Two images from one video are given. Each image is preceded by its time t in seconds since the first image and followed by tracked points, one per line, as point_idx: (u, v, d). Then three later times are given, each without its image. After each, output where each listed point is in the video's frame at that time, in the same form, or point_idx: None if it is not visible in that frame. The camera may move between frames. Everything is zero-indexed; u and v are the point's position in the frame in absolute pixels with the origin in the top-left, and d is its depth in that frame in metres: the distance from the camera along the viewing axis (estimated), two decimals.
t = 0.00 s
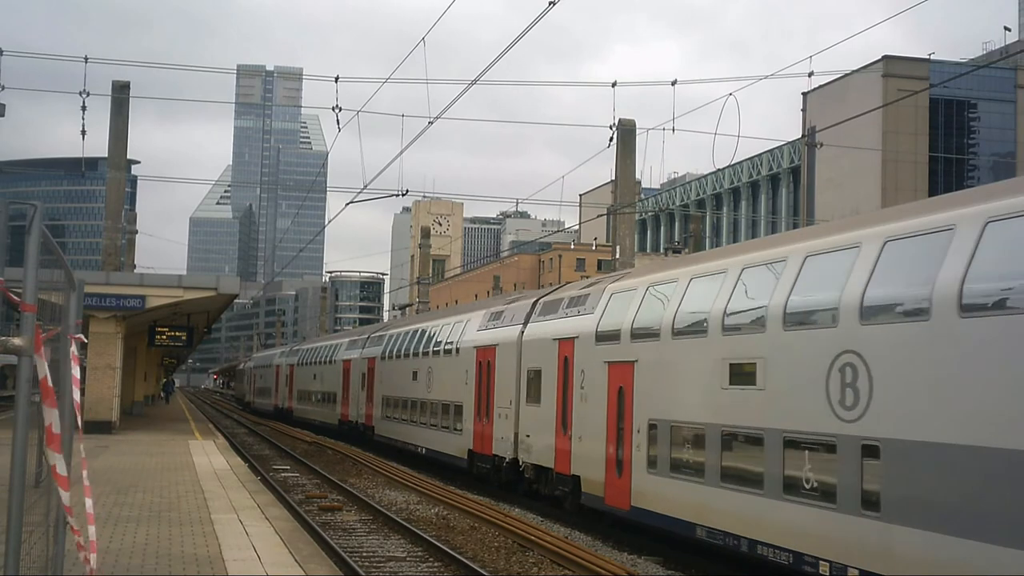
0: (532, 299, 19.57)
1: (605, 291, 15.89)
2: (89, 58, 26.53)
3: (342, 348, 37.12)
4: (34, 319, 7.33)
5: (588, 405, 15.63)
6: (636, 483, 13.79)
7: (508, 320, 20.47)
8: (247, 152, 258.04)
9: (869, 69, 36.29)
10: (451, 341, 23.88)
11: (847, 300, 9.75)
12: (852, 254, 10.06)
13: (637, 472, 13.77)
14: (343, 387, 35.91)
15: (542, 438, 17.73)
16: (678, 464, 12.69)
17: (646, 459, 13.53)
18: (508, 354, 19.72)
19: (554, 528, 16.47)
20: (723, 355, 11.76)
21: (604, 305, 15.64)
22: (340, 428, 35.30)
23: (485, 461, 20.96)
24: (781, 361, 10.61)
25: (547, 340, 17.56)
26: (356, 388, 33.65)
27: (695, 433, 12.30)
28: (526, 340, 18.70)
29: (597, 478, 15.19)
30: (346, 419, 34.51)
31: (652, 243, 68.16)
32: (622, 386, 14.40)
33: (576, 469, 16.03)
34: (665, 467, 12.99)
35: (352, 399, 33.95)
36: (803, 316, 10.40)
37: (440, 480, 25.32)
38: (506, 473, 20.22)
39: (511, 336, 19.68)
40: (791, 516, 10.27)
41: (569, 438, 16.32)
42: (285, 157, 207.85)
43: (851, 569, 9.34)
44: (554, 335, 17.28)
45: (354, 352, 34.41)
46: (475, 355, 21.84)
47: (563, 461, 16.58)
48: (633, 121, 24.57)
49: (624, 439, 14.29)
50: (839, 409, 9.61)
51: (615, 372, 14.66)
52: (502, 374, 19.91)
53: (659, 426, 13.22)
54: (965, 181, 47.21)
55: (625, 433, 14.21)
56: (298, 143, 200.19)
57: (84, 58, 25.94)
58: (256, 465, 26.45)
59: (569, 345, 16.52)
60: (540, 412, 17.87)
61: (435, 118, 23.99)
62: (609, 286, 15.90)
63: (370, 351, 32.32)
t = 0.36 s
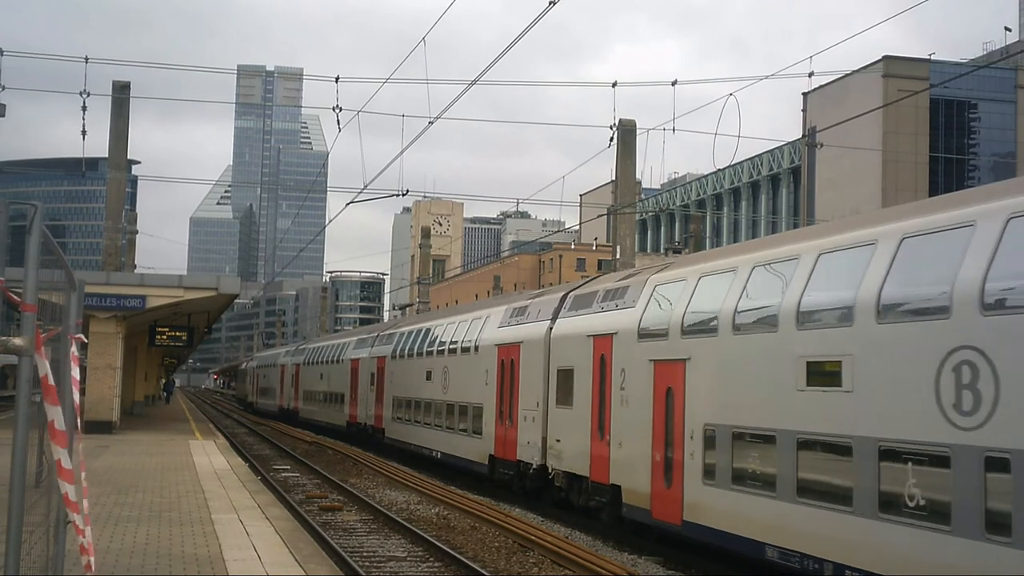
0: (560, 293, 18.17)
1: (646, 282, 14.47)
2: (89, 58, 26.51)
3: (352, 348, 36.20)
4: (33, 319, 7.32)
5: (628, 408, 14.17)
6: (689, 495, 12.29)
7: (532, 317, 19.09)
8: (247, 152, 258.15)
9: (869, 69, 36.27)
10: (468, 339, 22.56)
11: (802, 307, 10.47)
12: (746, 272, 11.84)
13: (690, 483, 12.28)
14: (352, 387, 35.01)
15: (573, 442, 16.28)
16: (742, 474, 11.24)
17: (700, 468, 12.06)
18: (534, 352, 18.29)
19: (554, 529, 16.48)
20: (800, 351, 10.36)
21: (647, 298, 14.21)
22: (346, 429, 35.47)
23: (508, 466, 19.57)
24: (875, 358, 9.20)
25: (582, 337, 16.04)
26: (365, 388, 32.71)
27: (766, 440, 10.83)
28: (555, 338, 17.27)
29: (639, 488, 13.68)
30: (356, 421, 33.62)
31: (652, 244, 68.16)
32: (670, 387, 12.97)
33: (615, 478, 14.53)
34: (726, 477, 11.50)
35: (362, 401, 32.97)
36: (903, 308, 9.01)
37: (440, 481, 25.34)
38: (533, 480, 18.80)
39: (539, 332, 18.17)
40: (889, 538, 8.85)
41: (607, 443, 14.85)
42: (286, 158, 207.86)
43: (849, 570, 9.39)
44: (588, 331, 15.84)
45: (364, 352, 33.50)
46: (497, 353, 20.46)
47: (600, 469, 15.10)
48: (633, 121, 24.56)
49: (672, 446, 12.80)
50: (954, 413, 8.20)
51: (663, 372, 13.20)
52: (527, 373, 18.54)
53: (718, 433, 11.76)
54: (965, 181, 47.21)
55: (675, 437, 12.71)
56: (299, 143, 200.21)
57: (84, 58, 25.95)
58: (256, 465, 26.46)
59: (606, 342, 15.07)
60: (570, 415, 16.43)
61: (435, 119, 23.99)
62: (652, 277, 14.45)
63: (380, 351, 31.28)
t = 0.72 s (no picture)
0: (592, 287, 16.75)
1: (699, 272, 13.03)
2: (90, 58, 26.48)
3: (360, 347, 35.47)
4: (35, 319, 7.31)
5: (680, 412, 12.74)
6: (757, 510, 10.90)
7: (563, 312, 17.69)
8: (247, 152, 258.19)
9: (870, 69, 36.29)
10: (487, 337, 21.28)
11: (879, 298, 9.32)
12: (807, 261, 10.77)
13: (758, 496, 10.90)
14: (361, 388, 34.16)
15: (613, 448, 14.85)
16: (823, 488, 9.86)
17: (771, 480, 10.68)
18: (565, 350, 16.87)
19: (555, 528, 16.48)
20: (861, 349, 9.45)
21: (701, 289, 12.78)
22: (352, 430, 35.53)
23: (535, 474, 18.16)
24: (950, 359, 8.32)
25: (624, 332, 14.57)
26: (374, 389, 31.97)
27: (854, 449, 9.43)
28: (591, 335, 15.85)
29: (695, 500, 12.25)
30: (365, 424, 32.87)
31: (652, 244, 68.20)
32: (732, 387, 11.56)
33: (663, 489, 13.11)
34: (805, 492, 10.10)
35: (369, 402, 32.32)
36: (940, 306, 8.59)
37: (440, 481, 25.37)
38: (564, 489, 17.38)
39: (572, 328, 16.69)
40: (922, 549, 8.47)
41: (653, 449, 13.43)
42: (286, 158, 207.84)
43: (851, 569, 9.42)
44: (629, 326, 14.44)
45: (373, 351, 32.73)
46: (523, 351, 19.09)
47: (646, 478, 13.68)
48: (634, 121, 24.56)
49: (736, 454, 11.39)
50: None
51: (723, 370, 11.78)
52: (557, 373, 17.18)
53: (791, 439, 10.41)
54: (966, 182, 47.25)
55: (740, 444, 11.30)
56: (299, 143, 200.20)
57: (85, 58, 25.95)
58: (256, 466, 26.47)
59: (651, 338, 13.66)
60: (609, 419, 15.05)
61: (436, 119, 24.02)
62: (704, 266, 13.06)
63: (390, 350, 30.34)
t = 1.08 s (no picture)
0: (627, 279, 15.48)
1: (758, 262, 11.84)
2: (89, 58, 26.47)
3: (369, 346, 35.35)
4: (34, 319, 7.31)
5: (737, 417, 11.46)
6: (834, 528, 9.63)
7: (592, 307, 16.50)
8: (247, 151, 258.21)
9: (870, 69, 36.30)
10: (509, 334, 20.12)
11: (992, 283, 8.11)
12: (858, 253, 10.03)
13: (835, 513, 9.62)
14: (370, 387, 34.03)
15: (655, 455, 13.56)
16: (918, 506, 8.57)
17: (852, 493, 9.41)
18: (598, 348, 15.60)
19: (555, 529, 16.47)
20: (861, 349, 9.48)
21: (760, 281, 11.61)
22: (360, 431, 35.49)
23: (564, 482, 16.87)
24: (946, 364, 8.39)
25: (665, 327, 13.37)
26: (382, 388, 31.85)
27: (960, 462, 8.13)
28: (626, 332, 14.65)
29: (756, 515, 10.95)
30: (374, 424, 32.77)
31: (652, 243, 68.20)
32: (802, 388, 10.32)
33: (716, 501, 11.83)
34: (896, 510, 8.81)
35: (378, 402, 32.14)
36: (931, 306, 8.70)
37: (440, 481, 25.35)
38: (595, 499, 16.11)
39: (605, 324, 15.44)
40: (917, 548, 8.55)
41: (704, 456, 12.16)
42: (286, 158, 207.84)
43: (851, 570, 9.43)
44: (673, 321, 13.19)
45: (381, 349, 32.67)
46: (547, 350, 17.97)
47: (694, 489, 12.39)
48: (634, 121, 24.57)
49: (807, 465, 10.13)
50: None
51: (794, 370, 10.51)
52: (587, 373, 15.92)
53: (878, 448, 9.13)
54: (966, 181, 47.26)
55: (813, 452, 10.03)
56: (299, 143, 200.19)
57: (85, 57, 25.96)
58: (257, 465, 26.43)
59: (700, 335, 12.46)
60: (648, 423, 13.80)
61: (436, 119, 24.05)
62: (761, 256, 11.89)
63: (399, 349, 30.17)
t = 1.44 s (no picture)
0: (674, 267, 14.03)
1: (842, 243, 10.38)
2: (89, 58, 26.45)
3: (377, 344, 35.20)
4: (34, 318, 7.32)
5: (820, 423, 9.95)
6: (948, 551, 8.17)
7: (630, 300, 15.14)
8: (247, 151, 258.35)
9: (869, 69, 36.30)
10: (536, 330, 18.90)
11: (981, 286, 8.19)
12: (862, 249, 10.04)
13: (949, 536, 8.17)
14: (378, 387, 33.97)
15: (711, 466, 12.03)
16: None
17: (976, 514, 7.90)
18: (639, 345, 14.18)
19: (555, 529, 16.46)
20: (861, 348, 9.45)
21: (846, 264, 10.15)
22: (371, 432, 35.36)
23: (603, 492, 15.41)
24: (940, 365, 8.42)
25: (725, 319, 11.93)
26: (392, 387, 31.77)
27: None
28: (674, 326, 13.24)
29: (846, 535, 9.45)
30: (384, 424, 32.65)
31: (652, 243, 68.18)
32: (903, 389, 8.83)
33: (793, 519, 10.32)
34: None
35: (388, 403, 32.10)
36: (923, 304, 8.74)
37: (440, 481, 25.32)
38: (638, 511, 14.69)
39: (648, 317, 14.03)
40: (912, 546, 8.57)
41: (775, 468, 10.67)
42: (285, 158, 207.86)
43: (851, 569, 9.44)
44: (733, 313, 11.78)
45: (390, 348, 32.56)
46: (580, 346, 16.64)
47: (763, 505, 10.88)
48: (633, 121, 24.54)
49: (912, 479, 8.65)
50: None
51: (893, 369, 9.00)
52: (626, 371, 14.60)
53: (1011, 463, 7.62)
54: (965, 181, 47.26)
55: (922, 464, 8.53)
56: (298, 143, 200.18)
57: (85, 57, 25.96)
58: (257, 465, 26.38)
59: (770, 328, 11.00)
60: (703, 429, 12.29)
61: (436, 119, 24.05)
62: (843, 236, 10.48)
63: (409, 347, 30.03)
